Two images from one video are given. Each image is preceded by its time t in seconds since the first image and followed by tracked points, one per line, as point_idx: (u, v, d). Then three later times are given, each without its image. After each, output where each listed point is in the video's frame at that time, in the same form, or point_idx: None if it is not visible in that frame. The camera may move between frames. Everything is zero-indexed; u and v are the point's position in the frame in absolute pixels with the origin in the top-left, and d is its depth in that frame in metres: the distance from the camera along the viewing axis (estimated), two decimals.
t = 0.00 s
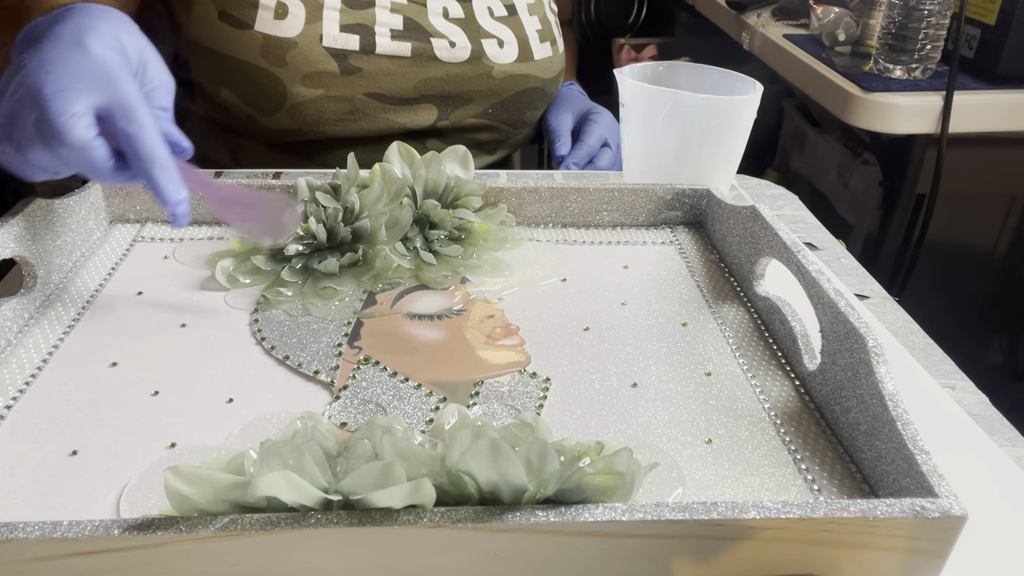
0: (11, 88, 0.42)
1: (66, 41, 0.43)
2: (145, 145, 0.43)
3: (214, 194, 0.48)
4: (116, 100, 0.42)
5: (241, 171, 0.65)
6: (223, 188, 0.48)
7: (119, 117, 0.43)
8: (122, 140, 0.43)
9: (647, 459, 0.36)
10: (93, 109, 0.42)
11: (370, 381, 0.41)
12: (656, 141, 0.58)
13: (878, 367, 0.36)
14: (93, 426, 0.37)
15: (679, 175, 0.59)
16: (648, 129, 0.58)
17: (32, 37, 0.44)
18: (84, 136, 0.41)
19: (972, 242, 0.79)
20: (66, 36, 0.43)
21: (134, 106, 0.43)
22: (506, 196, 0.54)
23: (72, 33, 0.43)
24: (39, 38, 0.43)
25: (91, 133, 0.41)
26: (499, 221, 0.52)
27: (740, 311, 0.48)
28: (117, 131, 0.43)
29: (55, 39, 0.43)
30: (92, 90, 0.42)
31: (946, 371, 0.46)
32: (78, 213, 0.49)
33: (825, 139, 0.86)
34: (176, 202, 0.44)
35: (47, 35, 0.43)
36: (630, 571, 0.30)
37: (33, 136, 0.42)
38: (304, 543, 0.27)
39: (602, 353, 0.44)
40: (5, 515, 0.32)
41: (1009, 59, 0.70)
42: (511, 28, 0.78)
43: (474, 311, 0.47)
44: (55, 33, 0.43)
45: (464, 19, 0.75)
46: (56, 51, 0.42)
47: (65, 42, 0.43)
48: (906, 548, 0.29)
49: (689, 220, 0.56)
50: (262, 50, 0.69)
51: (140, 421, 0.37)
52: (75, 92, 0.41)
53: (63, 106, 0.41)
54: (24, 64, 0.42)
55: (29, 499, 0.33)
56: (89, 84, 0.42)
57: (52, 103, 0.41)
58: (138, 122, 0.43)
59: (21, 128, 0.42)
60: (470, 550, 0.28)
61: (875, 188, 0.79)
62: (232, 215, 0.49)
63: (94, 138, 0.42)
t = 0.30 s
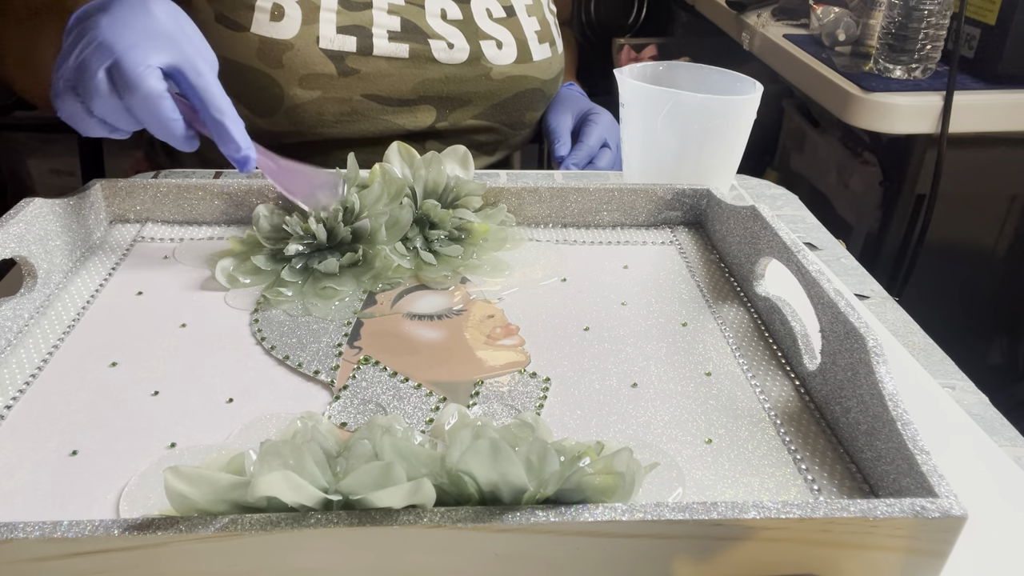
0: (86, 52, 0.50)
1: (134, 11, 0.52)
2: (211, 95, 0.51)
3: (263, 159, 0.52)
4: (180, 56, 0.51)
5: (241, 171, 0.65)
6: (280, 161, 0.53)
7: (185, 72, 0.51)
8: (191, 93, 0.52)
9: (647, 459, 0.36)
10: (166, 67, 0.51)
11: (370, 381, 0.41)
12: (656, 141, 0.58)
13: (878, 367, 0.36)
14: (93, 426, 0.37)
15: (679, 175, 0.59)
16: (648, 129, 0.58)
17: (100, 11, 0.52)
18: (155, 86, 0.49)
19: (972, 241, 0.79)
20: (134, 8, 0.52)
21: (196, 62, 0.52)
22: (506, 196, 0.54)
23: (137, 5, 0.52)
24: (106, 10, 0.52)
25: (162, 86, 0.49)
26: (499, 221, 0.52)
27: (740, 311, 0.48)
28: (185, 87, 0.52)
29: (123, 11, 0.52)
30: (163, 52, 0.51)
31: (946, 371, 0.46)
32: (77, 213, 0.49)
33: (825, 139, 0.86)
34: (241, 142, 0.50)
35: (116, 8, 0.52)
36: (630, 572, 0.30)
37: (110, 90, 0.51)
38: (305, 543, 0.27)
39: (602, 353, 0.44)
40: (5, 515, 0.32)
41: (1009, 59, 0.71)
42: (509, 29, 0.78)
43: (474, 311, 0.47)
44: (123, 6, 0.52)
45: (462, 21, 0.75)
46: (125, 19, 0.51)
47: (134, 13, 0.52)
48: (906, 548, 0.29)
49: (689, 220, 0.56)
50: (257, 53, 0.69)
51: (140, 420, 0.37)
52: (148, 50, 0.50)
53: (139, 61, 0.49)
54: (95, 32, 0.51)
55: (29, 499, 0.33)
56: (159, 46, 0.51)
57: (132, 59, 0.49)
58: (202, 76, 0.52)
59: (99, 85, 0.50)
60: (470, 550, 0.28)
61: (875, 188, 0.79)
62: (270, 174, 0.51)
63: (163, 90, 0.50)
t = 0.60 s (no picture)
0: (83, 30, 0.50)
1: None
2: (208, 72, 0.51)
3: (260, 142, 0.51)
4: (178, 33, 0.51)
5: (241, 171, 0.65)
6: (277, 143, 0.53)
7: (182, 49, 0.51)
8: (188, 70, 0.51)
9: (647, 459, 0.36)
10: (164, 43, 0.50)
11: (370, 380, 0.41)
12: (656, 141, 0.58)
13: (878, 367, 0.36)
14: (94, 426, 0.37)
15: (679, 175, 0.59)
16: (647, 129, 0.58)
17: None
18: (153, 60, 0.49)
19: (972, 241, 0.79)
20: None
21: (194, 41, 0.52)
22: (506, 196, 0.54)
23: None
24: None
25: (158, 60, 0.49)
26: (499, 221, 0.52)
27: (740, 311, 0.48)
28: (182, 64, 0.51)
29: None
30: (160, 28, 0.50)
31: (946, 371, 0.46)
32: (78, 212, 0.49)
33: (825, 139, 0.86)
34: (237, 119, 0.50)
35: None
36: (630, 571, 0.30)
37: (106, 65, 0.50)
38: (305, 543, 0.27)
39: (602, 353, 0.44)
40: (5, 515, 0.32)
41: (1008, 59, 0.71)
42: (512, 33, 0.78)
43: (474, 311, 0.47)
44: None
45: (465, 25, 0.75)
46: None
47: None
48: (906, 548, 0.29)
49: (689, 220, 0.56)
50: (258, 56, 0.69)
51: (140, 421, 0.37)
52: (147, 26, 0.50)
53: (137, 35, 0.49)
54: (94, 10, 0.50)
55: (29, 499, 0.33)
56: (157, 23, 0.50)
57: (130, 33, 0.49)
58: (199, 53, 0.51)
59: (95, 59, 0.50)
60: (470, 550, 0.28)
61: (875, 188, 0.79)
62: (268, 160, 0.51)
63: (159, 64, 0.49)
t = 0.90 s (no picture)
0: (85, 8, 0.49)
1: None
2: (209, 56, 0.50)
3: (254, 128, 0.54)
4: (179, 14, 0.50)
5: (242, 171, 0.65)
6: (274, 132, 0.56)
7: (183, 30, 0.50)
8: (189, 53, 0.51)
9: (648, 459, 0.36)
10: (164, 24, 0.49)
11: (370, 380, 0.41)
12: (656, 141, 0.58)
13: (878, 367, 0.36)
14: (94, 427, 0.37)
15: (679, 175, 0.59)
16: (647, 129, 0.58)
17: None
18: (153, 41, 0.48)
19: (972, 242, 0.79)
20: None
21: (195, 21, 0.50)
22: (506, 196, 0.54)
23: None
24: None
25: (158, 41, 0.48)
26: (499, 222, 0.52)
27: (740, 311, 0.48)
28: (182, 46, 0.50)
29: None
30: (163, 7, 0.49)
31: (946, 371, 0.46)
32: (78, 212, 0.49)
33: (825, 139, 0.86)
34: (235, 104, 0.51)
35: None
36: (630, 571, 0.30)
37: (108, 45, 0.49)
38: (305, 543, 0.27)
39: (602, 353, 0.44)
40: (6, 515, 0.32)
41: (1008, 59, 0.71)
42: (512, 38, 0.78)
43: (473, 311, 0.47)
44: None
45: (465, 31, 0.75)
46: None
47: None
48: (906, 548, 0.29)
49: (689, 220, 0.56)
50: (258, 62, 0.70)
51: (141, 421, 0.37)
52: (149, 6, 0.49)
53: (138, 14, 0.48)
54: None
55: (30, 499, 0.33)
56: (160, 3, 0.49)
57: (130, 12, 0.48)
58: (199, 33, 0.50)
59: (97, 39, 0.49)
60: (472, 550, 0.28)
61: (875, 188, 0.79)
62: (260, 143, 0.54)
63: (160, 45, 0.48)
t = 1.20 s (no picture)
0: None
1: None
2: (199, 41, 0.51)
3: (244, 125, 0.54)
4: None
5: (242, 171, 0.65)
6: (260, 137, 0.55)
7: (180, 18, 0.50)
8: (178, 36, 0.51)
9: (647, 459, 0.36)
10: (161, 9, 0.49)
11: (370, 381, 0.41)
12: (656, 141, 0.58)
13: (878, 367, 0.36)
14: (94, 427, 0.37)
15: (679, 175, 0.59)
16: (647, 129, 0.58)
17: None
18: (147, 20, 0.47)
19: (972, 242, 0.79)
20: None
21: (193, 10, 0.50)
22: (506, 196, 0.54)
23: None
24: None
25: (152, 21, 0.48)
26: (499, 222, 0.52)
27: (740, 311, 0.48)
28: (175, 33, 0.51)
29: None
30: None
31: (946, 371, 0.46)
32: (78, 212, 0.49)
33: (825, 139, 0.86)
34: (224, 96, 0.51)
35: None
36: (630, 571, 0.30)
37: (100, 23, 0.47)
38: (305, 543, 0.27)
39: (603, 353, 0.44)
40: (5, 515, 0.32)
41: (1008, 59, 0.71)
42: (516, 45, 0.78)
43: (473, 311, 0.47)
44: None
45: (468, 38, 0.75)
46: None
47: None
48: (906, 548, 0.29)
49: (689, 220, 0.56)
50: (262, 69, 0.70)
51: (140, 421, 0.37)
52: None
53: None
54: None
55: (29, 499, 0.33)
56: None
57: None
58: (195, 22, 0.51)
59: (90, 17, 0.47)
60: (471, 550, 0.28)
61: (875, 188, 0.79)
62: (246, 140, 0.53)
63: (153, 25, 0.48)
